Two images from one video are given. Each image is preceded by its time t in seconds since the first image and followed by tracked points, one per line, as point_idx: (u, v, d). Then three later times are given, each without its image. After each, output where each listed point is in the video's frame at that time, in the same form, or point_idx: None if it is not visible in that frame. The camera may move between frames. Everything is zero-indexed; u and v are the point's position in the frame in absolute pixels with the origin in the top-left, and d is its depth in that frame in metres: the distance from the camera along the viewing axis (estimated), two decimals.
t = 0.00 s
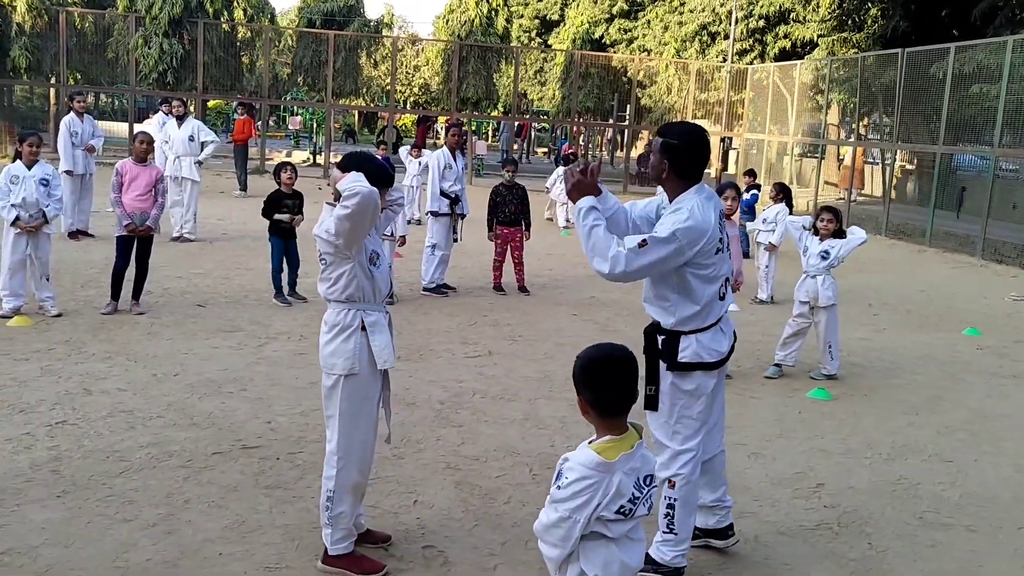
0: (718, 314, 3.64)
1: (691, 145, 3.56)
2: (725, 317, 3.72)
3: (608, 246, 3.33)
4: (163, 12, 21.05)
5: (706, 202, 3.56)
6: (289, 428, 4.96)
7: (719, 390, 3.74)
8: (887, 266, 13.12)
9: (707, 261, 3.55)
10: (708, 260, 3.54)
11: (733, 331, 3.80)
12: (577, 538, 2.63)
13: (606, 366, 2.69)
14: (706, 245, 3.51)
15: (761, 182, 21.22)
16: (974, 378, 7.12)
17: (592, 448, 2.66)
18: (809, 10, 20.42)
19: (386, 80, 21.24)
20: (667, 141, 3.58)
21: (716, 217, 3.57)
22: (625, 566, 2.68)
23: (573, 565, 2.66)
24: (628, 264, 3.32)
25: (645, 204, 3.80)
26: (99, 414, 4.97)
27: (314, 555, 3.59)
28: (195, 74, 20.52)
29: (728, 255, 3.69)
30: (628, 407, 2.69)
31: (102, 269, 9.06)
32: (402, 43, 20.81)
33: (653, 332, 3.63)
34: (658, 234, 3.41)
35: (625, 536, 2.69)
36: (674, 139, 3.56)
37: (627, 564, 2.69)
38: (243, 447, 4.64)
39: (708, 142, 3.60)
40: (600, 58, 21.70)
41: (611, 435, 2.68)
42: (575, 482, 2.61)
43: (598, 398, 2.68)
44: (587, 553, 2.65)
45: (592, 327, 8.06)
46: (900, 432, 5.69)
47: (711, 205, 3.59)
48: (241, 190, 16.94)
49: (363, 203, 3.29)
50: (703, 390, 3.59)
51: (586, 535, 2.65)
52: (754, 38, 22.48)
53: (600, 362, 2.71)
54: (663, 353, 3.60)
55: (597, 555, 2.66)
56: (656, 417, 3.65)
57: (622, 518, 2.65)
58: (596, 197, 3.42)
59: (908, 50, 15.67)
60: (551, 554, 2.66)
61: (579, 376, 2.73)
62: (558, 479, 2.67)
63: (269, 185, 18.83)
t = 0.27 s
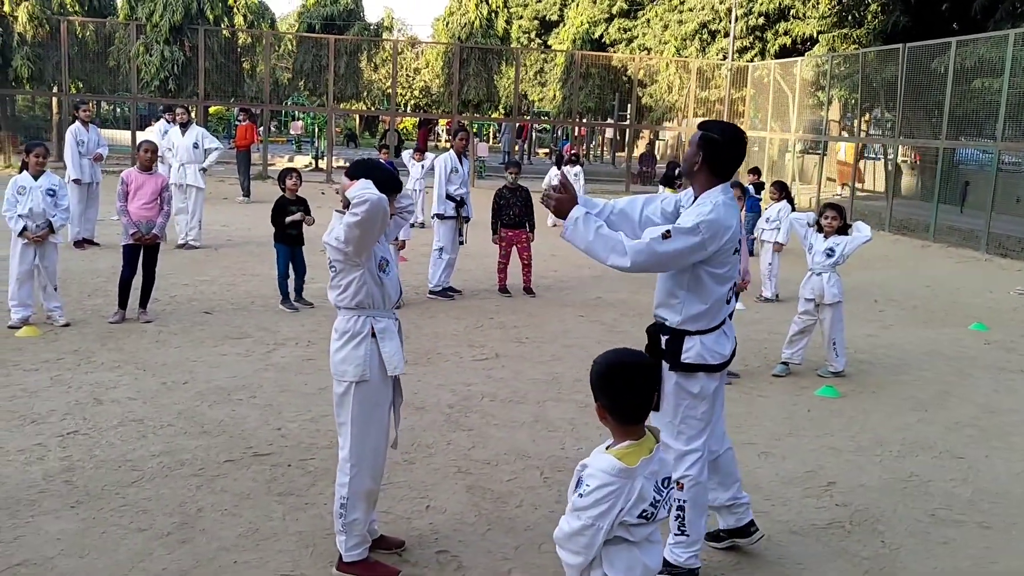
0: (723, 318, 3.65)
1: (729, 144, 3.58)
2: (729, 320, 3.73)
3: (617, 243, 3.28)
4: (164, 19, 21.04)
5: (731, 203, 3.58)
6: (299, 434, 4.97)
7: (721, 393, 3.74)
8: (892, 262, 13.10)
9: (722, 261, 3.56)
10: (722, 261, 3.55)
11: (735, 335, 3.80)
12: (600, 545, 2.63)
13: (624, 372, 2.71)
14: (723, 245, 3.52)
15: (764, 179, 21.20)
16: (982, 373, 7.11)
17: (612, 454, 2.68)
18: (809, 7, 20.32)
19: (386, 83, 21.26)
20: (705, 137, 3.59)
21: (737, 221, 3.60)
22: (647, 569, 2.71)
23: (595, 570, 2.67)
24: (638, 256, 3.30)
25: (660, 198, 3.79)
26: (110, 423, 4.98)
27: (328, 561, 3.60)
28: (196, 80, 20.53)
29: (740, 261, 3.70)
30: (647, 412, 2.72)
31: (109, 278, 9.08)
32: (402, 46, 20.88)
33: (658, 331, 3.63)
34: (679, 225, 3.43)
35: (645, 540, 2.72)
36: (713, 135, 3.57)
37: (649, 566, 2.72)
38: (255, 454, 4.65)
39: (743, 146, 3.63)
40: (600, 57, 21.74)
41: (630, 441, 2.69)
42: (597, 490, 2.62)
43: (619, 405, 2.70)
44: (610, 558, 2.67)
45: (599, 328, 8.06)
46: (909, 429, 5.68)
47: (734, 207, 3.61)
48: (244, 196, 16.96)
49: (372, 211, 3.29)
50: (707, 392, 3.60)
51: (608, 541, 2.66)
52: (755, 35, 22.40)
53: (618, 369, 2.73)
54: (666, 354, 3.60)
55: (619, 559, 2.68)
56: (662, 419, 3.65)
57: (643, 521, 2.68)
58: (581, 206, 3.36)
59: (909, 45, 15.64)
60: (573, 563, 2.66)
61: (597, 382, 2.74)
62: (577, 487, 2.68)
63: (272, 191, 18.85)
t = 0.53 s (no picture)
0: (730, 316, 3.64)
1: (744, 139, 3.55)
2: (736, 318, 3.71)
3: (626, 233, 3.28)
4: (164, 24, 20.88)
5: (742, 199, 3.56)
6: (307, 437, 4.96)
7: (729, 391, 3.72)
8: (895, 257, 13.08)
9: (731, 257, 3.55)
10: (730, 256, 3.54)
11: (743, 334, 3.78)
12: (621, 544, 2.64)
13: (640, 370, 2.71)
14: (732, 240, 3.51)
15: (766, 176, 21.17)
16: (989, 367, 7.10)
17: (630, 453, 2.67)
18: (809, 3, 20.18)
19: (387, 85, 21.28)
20: (719, 132, 3.56)
21: (748, 218, 3.58)
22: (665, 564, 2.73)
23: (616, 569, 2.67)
24: (645, 245, 3.30)
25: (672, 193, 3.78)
26: (117, 428, 4.98)
27: (339, 563, 3.60)
28: (196, 85, 20.53)
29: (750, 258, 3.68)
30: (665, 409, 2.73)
31: (113, 283, 9.08)
32: (401, 48, 20.92)
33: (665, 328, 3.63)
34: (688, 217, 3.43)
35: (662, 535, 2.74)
36: (727, 130, 3.54)
37: (666, 562, 2.74)
38: (263, 457, 4.64)
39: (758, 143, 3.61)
40: (600, 57, 21.75)
41: (645, 439, 2.69)
42: (616, 489, 2.61)
43: (636, 403, 2.70)
44: (630, 556, 2.68)
45: (604, 327, 8.04)
46: (917, 424, 5.67)
47: (745, 204, 3.59)
48: (246, 200, 16.96)
49: (376, 212, 3.28)
50: (714, 389, 3.58)
51: (627, 539, 2.67)
52: (755, 33, 22.24)
53: (634, 367, 2.73)
54: (673, 350, 3.60)
55: (639, 556, 2.69)
56: (670, 417, 3.64)
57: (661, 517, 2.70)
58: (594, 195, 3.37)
59: (910, 40, 15.61)
60: (592, 563, 2.65)
61: (613, 380, 2.74)
62: (596, 488, 2.67)
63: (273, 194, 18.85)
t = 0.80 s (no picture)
0: (735, 316, 3.63)
1: (748, 139, 3.57)
2: (741, 318, 3.70)
3: (631, 232, 3.31)
4: (164, 26, 20.80)
5: (747, 198, 3.56)
6: (312, 439, 4.96)
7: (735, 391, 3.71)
8: (897, 256, 13.08)
9: (735, 256, 3.54)
10: (735, 255, 3.54)
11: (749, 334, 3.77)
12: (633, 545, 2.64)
13: (651, 370, 2.73)
14: (736, 239, 3.50)
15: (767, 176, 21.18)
16: (993, 366, 7.09)
17: (641, 452, 2.68)
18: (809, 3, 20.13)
19: (387, 86, 21.35)
20: (724, 133, 3.59)
21: (753, 218, 3.58)
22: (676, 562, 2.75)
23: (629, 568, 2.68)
24: (649, 243, 3.30)
25: (680, 197, 3.80)
26: (123, 430, 4.99)
27: (347, 564, 3.60)
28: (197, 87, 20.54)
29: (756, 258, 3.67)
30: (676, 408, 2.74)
31: (117, 285, 9.08)
32: (401, 49, 20.90)
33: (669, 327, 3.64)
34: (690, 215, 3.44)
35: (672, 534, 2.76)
36: (732, 131, 3.56)
37: (676, 560, 2.76)
38: (269, 459, 4.64)
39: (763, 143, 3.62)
40: (601, 57, 21.75)
41: (656, 439, 2.70)
42: (629, 489, 2.62)
43: (648, 403, 2.71)
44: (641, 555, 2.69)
45: (608, 328, 8.05)
46: (922, 423, 5.67)
47: (751, 204, 3.59)
48: (248, 202, 16.98)
49: (382, 213, 3.29)
50: (719, 389, 3.58)
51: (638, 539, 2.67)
52: (755, 33, 22.17)
53: (644, 367, 2.74)
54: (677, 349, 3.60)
55: (649, 555, 2.70)
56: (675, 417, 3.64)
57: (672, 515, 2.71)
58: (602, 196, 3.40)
59: (911, 39, 15.60)
60: (603, 563, 2.66)
61: (624, 380, 2.74)
62: (608, 489, 2.67)
63: (275, 195, 18.87)
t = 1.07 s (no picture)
0: (738, 316, 3.62)
1: (741, 138, 3.56)
2: (744, 319, 3.70)
3: (636, 243, 3.35)
4: (166, 27, 20.78)
5: (745, 198, 3.55)
6: (315, 439, 4.96)
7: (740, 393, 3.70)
8: (898, 257, 13.09)
9: (736, 256, 3.53)
10: (735, 256, 3.53)
11: (753, 335, 3.75)
12: (631, 543, 2.65)
13: (656, 370, 2.72)
14: (735, 239, 3.49)
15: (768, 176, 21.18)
16: (995, 367, 7.09)
17: (645, 451, 2.68)
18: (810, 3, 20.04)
19: (388, 87, 21.35)
20: (719, 135, 3.58)
21: (752, 216, 3.56)
22: (674, 563, 2.75)
23: (626, 566, 2.69)
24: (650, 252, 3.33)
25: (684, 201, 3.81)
26: (126, 431, 4.99)
27: (350, 565, 3.60)
28: (198, 87, 20.56)
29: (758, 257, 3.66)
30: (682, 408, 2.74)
31: (118, 286, 9.08)
32: (403, 49, 20.89)
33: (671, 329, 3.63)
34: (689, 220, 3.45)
35: (672, 534, 2.76)
36: (724, 133, 3.57)
37: (675, 560, 2.76)
38: (271, 460, 4.64)
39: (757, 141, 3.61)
40: (602, 57, 21.73)
41: (659, 439, 2.70)
42: (630, 487, 2.62)
43: (655, 404, 2.69)
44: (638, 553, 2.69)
45: (609, 328, 8.04)
46: (924, 424, 5.66)
47: (749, 203, 3.58)
48: (249, 203, 17.00)
49: (388, 213, 3.28)
50: (721, 389, 3.58)
51: (636, 537, 2.68)
52: (756, 33, 22.18)
53: (652, 367, 2.73)
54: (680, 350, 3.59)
55: (647, 555, 2.70)
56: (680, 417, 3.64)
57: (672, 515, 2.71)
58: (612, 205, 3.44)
59: (912, 40, 15.61)
60: (602, 556, 2.67)
61: (630, 379, 2.74)
62: (609, 485, 2.68)
63: (277, 196, 18.88)
